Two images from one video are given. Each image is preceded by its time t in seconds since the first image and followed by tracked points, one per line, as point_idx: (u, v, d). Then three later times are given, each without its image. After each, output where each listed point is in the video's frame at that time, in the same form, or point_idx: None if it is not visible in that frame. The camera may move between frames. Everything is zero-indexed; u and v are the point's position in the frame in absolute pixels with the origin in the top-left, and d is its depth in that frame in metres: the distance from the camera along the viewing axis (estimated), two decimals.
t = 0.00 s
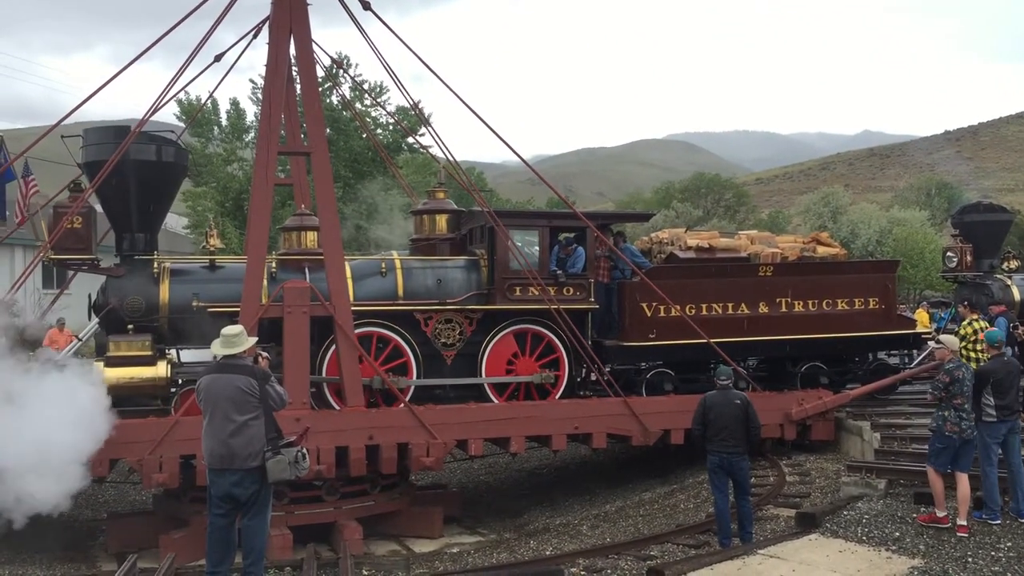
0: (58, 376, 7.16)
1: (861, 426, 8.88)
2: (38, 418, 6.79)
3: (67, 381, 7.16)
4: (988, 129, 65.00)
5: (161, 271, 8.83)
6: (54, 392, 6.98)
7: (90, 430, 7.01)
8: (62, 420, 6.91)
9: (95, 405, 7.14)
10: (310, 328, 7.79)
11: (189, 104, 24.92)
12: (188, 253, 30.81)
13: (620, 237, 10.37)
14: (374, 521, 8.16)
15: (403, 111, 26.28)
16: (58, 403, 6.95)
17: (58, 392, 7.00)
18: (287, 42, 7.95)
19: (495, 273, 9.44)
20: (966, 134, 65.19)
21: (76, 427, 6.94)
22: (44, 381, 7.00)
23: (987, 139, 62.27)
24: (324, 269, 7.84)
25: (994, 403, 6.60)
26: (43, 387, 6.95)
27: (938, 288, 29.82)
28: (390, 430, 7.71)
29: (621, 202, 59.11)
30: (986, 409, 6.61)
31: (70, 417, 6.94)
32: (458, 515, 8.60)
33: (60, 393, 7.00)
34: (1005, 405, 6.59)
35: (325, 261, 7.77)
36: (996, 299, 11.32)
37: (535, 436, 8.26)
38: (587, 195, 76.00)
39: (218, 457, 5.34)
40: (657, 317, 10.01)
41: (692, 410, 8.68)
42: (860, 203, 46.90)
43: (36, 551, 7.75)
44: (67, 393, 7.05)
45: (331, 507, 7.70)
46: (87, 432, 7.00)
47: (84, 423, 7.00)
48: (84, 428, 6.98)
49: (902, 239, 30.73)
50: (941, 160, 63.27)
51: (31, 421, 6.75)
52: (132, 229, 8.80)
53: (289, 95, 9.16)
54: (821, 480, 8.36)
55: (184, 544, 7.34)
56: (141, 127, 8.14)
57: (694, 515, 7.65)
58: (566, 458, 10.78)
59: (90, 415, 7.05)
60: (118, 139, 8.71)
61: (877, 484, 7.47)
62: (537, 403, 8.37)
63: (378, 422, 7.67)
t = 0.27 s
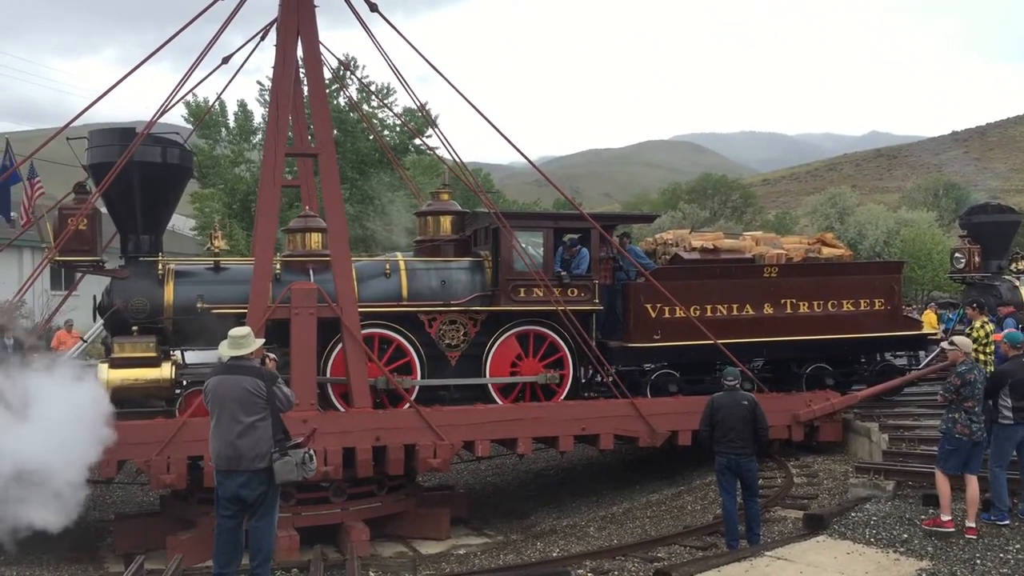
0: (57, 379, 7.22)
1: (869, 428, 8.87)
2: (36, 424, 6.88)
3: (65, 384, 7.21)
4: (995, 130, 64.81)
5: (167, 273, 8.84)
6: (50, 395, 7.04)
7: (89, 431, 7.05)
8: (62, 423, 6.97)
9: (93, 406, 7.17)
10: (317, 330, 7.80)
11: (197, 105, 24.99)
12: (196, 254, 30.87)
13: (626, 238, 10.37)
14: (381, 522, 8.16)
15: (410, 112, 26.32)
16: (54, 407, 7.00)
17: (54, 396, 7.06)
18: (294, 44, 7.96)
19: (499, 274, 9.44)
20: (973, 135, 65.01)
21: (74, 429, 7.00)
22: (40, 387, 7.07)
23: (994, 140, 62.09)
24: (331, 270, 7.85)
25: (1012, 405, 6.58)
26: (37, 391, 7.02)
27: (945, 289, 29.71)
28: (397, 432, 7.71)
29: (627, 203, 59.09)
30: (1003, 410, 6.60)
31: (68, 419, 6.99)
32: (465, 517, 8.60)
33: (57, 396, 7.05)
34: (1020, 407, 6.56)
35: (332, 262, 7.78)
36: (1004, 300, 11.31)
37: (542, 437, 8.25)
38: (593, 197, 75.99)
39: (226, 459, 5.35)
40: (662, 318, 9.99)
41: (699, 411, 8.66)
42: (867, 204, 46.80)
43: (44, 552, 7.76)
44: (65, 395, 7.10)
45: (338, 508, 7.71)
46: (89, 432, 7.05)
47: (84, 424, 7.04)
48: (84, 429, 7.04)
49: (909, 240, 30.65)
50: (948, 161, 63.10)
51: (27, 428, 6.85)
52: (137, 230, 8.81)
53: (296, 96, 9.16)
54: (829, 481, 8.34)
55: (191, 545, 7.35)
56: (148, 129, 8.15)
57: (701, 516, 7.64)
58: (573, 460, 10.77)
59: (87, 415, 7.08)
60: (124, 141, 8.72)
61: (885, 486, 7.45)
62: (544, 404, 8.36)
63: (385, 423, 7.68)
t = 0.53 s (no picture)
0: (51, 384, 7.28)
1: (875, 429, 8.86)
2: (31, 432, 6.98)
3: (60, 388, 7.25)
4: (1000, 130, 64.70)
5: (169, 275, 8.83)
6: (46, 401, 7.10)
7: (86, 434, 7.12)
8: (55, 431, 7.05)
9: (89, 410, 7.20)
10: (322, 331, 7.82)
11: (202, 107, 25.04)
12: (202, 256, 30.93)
13: (630, 240, 10.36)
14: (386, 523, 8.16)
15: (414, 114, 26.36)
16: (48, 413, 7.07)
17: (49, 402, 7.12)
18: (299, 45, 7.97)
19: (501, 275, 9.45)
20: (977, 135, 64.92)
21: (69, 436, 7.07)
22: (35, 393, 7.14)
23: (998, 140, 61.99)
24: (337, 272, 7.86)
25: None
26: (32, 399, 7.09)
27: (950, 290, 29.65)
28: (402, 433, 7.71)
29: (631, 205, 59.10)
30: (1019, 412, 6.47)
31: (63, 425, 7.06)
32: (470, 518, 8.60)
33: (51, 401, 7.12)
34: None
35: (337, 264, 7.79)
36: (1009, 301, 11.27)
37: (547, 439, 8.25)
38: (596, 198, 76.00)
39: (231, 460, 5.36)
40: (665, 319, 9.98)
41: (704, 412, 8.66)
42: (872, 205, 46.75)
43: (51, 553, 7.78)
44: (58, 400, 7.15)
45: (343, 509, 7.71)
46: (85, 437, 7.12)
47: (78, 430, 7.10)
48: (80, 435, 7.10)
49: (914, 241, 30.60)
50: (952, 162, 63.01)
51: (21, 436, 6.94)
52: (140, 233, 8.89)
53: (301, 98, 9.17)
54: (834, 482, 8.33)
55: (196, 547, 7.36)
56: (153, 131, 8.18)
57: (706, 518, 7.63)
58: (577, 461, 10.77)
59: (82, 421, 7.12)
60: (126, 143, 8.75)
61: (890, 487, 7.46)
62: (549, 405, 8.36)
63: (390, 425, 7.68)
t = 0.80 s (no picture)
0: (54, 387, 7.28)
1: (880, 430, 8.84)
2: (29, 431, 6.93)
3: (64, 392, 7.26)
4: (1004, 131, 64.62)
5: (169, 277, 8.86)
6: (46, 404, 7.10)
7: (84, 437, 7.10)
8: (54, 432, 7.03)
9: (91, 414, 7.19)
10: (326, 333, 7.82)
11: (206, 110, 25.09)
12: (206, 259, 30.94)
13: (631, 242, 10.37)
14: (391, 525, 8.17)
15: (418, 116, 26.38)
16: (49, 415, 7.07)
17: (50, 404, 7.12)
18: (302, 48, 7.98)
19: (503, 277, 9.42)
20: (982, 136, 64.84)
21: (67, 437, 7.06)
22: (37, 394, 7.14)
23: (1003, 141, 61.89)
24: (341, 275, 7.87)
25: None
26: (33, 400, 7.09)
27: (955, 291, 29.57)
28: (407, 435, 7.71)
29: (635, 207, 59.09)
30: None
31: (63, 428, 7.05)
32: (474, 520, 8.60)
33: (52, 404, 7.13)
34: None
35: (341, 266, 7.79)
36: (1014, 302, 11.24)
37: (551, 440, 8.25)
38: (600, 200, 76.00)
39: (237, 462, 5.36)
40: (667, 321, 9.98)
41: (708, 414, 8.65)
42: (876, 206, 46.68)
43: (55, 555, 7.79)
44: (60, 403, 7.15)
45: (348, 511, 7.72)
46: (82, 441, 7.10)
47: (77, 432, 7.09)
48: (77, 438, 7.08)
49: (919, 243, 30.55)
50: (956, 163, 62.92)
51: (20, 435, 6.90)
52: (142, 236, 8.89)
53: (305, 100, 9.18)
54: (839, 484, 8.32)
55: (201, 549, 7.37)
56: (157, 134, 8.19)
57: (711, 519, 7.62)
58: (582, 462, 10.76)
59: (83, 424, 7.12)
60: (126, 146, 8.76)
61: (896, 488, 7.48)
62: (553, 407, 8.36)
63: (394, 426, 7.68)
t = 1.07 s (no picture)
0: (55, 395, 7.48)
1: (887, 431, 8.83)
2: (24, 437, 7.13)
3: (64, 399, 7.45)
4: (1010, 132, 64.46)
5: (173, 279, 8.91)
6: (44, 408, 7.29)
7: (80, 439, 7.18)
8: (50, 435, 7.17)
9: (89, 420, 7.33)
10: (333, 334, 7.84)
11: (212, 112, 25.16)
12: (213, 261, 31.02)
13: (634, 242, 10.37)
14: (397, 526, 8.17)
15: (423, 118, 26.42)
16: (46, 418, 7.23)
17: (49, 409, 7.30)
18: (308, 50, 7.99)
19: (505, 279, 9.44)
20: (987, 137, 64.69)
21: (63, 438, 7.16)
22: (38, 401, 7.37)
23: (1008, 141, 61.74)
24: (347, 276, 7.88)
25: None
26: (33, 406, 7.30)
27: (962, 292, 29.49)
28: (413, 436, 7.72)
29: (640, 208, 59.10)
30: None
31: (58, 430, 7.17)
32: (480, 521, 8.59)
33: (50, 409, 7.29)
34: None
35: (347, 267, 7.80)
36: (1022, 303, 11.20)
37: (557, 441, 8.25)
38: (605, 201, 76.00)
39: (243, 463, 5.37)
40: (669, 322, 9.98)
41: (714, 415, 8.63)
42: (882, 207, 46.60)
43: (62, 556, 7.81)
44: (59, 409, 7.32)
45: (354, 512, 7.73)
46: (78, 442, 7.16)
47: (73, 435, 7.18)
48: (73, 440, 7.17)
49: (925, 243, 30.47)
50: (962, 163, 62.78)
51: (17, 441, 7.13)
52: (144, 237, 8.91)
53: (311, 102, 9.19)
54: (846, 485, 8.30)
55: (207, 550, 7.38)
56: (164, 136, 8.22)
57: (718, 520, 7.61)
58: (587, 464, 10.75)
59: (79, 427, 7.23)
60: (131, 148, 8.79)
61: (903, 489, 7.49)
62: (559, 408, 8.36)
63: (400, 428, 7.69)
